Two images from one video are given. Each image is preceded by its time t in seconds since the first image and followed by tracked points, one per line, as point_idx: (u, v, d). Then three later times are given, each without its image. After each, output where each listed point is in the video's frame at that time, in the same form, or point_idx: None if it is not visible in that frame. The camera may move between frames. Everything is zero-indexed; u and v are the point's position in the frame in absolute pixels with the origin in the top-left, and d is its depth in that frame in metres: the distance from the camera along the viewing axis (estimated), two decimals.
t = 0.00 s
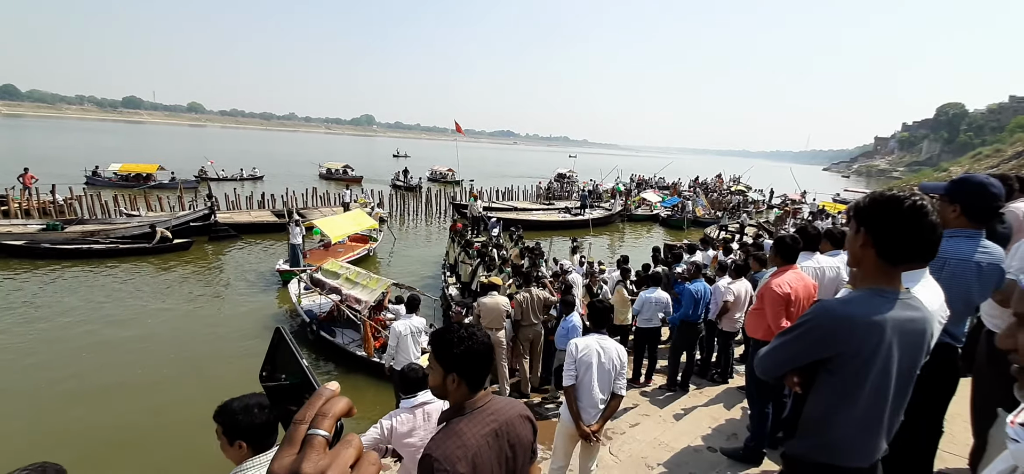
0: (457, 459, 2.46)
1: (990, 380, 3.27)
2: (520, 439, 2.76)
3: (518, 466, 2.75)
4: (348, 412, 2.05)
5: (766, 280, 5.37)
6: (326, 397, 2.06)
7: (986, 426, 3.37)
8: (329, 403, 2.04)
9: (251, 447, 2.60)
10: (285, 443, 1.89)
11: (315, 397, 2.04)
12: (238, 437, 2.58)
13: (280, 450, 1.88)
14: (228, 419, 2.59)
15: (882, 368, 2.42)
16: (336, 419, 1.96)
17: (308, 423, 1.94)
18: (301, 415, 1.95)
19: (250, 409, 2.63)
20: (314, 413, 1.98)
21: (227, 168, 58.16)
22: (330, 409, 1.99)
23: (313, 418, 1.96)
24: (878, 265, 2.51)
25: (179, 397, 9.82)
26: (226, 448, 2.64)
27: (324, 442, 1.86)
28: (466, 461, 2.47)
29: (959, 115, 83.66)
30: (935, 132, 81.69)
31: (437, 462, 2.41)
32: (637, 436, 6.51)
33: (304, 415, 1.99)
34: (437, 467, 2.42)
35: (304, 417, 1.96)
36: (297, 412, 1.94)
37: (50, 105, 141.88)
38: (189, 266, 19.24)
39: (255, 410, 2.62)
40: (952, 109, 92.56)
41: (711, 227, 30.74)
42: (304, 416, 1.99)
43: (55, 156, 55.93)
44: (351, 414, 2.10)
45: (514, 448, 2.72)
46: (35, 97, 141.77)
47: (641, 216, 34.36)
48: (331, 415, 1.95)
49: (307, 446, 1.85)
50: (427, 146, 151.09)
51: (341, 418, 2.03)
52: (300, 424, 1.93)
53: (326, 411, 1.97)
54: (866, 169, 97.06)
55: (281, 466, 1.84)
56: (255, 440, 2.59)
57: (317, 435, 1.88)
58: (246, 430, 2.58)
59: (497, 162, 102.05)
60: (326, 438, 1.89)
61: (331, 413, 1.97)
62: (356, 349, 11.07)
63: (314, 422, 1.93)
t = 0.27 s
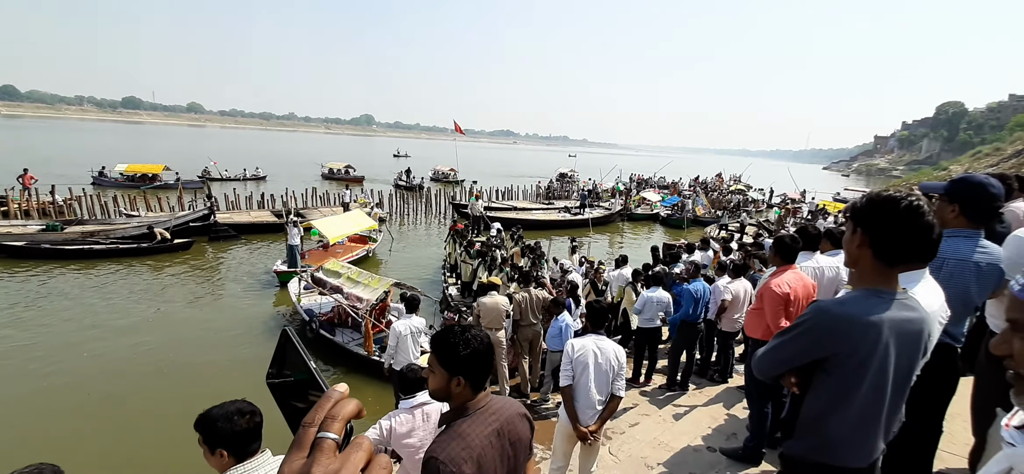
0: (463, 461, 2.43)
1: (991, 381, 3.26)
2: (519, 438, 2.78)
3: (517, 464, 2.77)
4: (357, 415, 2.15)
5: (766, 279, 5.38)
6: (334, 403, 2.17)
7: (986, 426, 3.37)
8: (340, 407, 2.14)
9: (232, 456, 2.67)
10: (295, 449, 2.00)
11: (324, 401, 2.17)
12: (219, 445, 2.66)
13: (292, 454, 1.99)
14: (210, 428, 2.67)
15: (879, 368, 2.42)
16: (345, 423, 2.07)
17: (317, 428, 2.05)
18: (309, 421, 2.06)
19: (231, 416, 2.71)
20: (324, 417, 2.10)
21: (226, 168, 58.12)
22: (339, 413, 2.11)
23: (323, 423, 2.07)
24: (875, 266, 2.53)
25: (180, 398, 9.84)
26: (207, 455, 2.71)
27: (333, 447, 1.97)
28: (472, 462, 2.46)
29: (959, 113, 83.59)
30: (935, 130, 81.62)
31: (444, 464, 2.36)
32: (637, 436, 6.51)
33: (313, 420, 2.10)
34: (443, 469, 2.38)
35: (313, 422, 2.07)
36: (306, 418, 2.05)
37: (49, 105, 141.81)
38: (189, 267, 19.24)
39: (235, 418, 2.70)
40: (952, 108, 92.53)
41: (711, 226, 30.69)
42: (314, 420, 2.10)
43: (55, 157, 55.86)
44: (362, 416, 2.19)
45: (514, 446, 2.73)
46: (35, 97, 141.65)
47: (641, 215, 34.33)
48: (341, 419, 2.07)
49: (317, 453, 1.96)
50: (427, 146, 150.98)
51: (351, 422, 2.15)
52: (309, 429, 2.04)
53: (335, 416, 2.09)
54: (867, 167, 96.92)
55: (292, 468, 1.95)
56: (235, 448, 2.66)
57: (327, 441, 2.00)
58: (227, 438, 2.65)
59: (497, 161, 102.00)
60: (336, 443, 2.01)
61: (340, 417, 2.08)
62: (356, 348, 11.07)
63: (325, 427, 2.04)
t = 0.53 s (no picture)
0: (464, 463, 2.39)
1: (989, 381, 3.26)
2: (518, 439, 2.75)
3: (517, 464, 2.74)
4: (360, 417, 2.11)
5: (764, 280, 5.35)
6: (338, 403, 2.12)
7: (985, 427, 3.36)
8: (344, 408, 2.10)
9: (220, 461, 2.66)
10: (300, 450, 1.95)
11: (329, 401, 2.11)
12: (207, 450, 2.64)
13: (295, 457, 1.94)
14: (197, 434, 2.65)
15: (875, 370, 2.41)
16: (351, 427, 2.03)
17: (323, 430, 2.01)
18: (315, 421, 2.02)
19: (217, 421, 2.69)
20: (328, 419, 2.06)
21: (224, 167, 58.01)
22: (344, 415, 2.06)
23: (328, 425, 2.03)
24: (871, 266, 2.51)
25: (175, 397, 9.78)
26: (195, 461, 2.69)
27: (340, 449, 1.95)
28: (473, 463, 2.42)
29: (956, 114, 83.81)
30: (933, 130, 81.92)
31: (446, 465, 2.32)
32: (634, 435, 6.50)
33: (318, 422, 2.06)
34: (444, 470, 2.34)
35: (318, 424, 2.03)
36: (311, 419, 2.01)
37: (46, 104, 141.40)
38: (186, 265, 19.19)
39: (224, 424, 2.68)
40: (949, 108, 92.87)
41: (708, 226, 30.78)
42: (319, 421, 2.06)
43: (51, 155, 55.68)
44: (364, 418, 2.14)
45: (513, 447, 2.71)
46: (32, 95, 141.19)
47: (638, 215, 34.36)
48: (346, 421, 2.03)
49: (323, 453, 1.93)
50: (425, 145, 150.93)
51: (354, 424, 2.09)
52: (312, 432, 2.00)
53: (340, 418, 2.05)
54: (864, 168, 97.20)
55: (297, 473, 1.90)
56: (224, 453, 2.65)
57: (332, 443, 1.96)
58: (216, 444, 2.64)
59: (495, 161, 102.02)
60: (341, 445, 1.97)
61: (345, 419, 2.04)
62: (354, 347, 11.02)
63: (330, 429, 2.01)
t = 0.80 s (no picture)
0: (451, 463, 2.36)
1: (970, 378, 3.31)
2: (508, 439, 2.72)
3: (506, 465, 2.71)
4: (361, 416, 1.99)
5: (752, 279, 5.38)
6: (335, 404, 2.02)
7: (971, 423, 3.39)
8: (341, 407, 2.00)
9: (201, 467, 2.61)
10: (296, 450, 1.86)
11: (325, 401, 2.02)
12: (188, 457, 2.59)
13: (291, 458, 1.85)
14: (178, 441, 2.59)
15: (861, 369, 2.42)
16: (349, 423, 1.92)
17: (319, 429, 1.91)
18: (310, 420, 1.93)
19: (199, 427, 2.64)
20: (325, 419, 1.96)
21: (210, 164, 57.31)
22: (341, 413, 1.95)
23: (324, 424, 1.93)
24: (858, 266, 2.52)
25: (160, 398, 9.63)
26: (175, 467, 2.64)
27: (336, 448, 1.82)
28: (461, 463, 2.39)
29: (940, 114, 85.18)
30: (917, 130, 83.22)
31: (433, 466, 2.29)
32: (624, 433, 6.51)
33: (314, 422, 1.96)
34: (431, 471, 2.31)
35: (314, 424, 1.94)
36: (307, 418, 1.91)
37: (27, 99, 138.73)
38: (173, 264, 18.94)
39: (206, 430, 2.63)
40: (933, 108, 94.44)
41: (698, 224, 30.99)
42: (316, 421, 1.96)
43: (33, 152, 54.66)
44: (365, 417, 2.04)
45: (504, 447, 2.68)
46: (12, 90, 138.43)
47: (629, 213, 34.53)
48: (344, 419, 1.91)
49: (321, 453, 1.80)
50: (415, 143, 150.33)
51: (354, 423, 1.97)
52: (309, 431, 1.90)
53: (338, 416, 1.93)
54: (849, 167, 98.50)
55: None
56: (205, 460, 2.60)
57: (330, 442, 1.84)
58: (197, 451, 2.59)
59: (485, 159, 101.91)
60: (340, 443, 1.85)
61: (343, 417, 1.93)
62: (344, 345, 10.91)
63: (326, 428, 1.89)
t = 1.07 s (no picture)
0: (433, 465, 2.29)
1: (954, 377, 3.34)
2: (496, 442, 2.63)
3: (494, 468, 2.62)
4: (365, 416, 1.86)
5: (740, 278, 5.40)
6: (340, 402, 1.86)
7: (959, 421, 3.41)
8: (345, 407, 1.81)
9: None
10: (298, 454, 1.67)
11: (328, 401, 1.83)
12: (168, 464, 2.52)
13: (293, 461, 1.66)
14: (158, 448, 2.52)
15: (850, 369, 2.43)
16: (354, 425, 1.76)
17: (323, 430, 1.73)
18: (314, 421, 1.74)
19: (183, 433, 2.58)
20: (329, 418, 1.77)
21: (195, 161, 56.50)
22: (346, 413, 1.77)
23: (328, 425, 1.74)
24: (848, 267, 2.52)
25: (142, 401, 9.45)
26: None
27: (342, 452, 1.64)
28: (443, 465, 2.31)
29: (922, 115, 86.76)
30: (899, 131, 84.70)
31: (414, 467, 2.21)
32: (613, 432, 6.50)
33: (317, 421, 1.77)
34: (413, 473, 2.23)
35: (318, 424, 1.74)
36: (311, 418, 1.72)
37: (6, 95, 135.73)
38: (156, 263, 18.64)
39: (186, 436, 2.56)
40: (915, 109, 96.14)
41: (686, 223, 31.22)
42: (318, 421, 1.77)
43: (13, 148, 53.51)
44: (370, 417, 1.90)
45: (490, 450, 2.57)
46: None
47: (617, 212, 34.68)
48: (348, 419, 1.74)
49: (323, 457, 1.64)
50: (404, 141, 149.59)
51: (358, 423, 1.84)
52: (312, 431, 1.71)
53: (342, 416, 1.75)
54: (834, 167, 99.93)
55: None
56: (185, 467, 2.53)
57: (333, 444, 1.66)
58: (177, 459, 2.52)
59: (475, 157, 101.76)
60: (344, 446, 1.67)
61: (347, 418, 1.75)
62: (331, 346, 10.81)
63: (331, 428, 1.71)
